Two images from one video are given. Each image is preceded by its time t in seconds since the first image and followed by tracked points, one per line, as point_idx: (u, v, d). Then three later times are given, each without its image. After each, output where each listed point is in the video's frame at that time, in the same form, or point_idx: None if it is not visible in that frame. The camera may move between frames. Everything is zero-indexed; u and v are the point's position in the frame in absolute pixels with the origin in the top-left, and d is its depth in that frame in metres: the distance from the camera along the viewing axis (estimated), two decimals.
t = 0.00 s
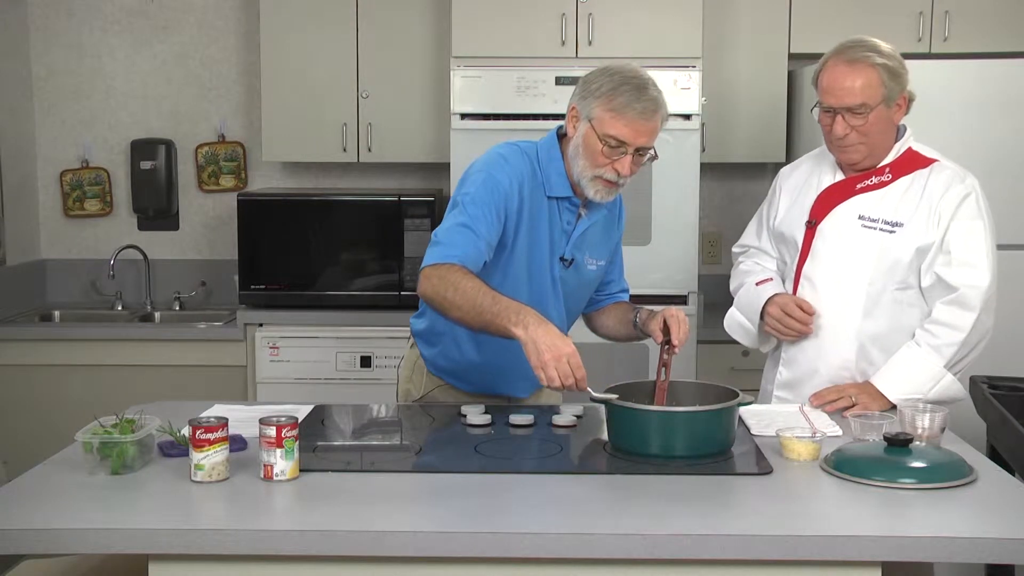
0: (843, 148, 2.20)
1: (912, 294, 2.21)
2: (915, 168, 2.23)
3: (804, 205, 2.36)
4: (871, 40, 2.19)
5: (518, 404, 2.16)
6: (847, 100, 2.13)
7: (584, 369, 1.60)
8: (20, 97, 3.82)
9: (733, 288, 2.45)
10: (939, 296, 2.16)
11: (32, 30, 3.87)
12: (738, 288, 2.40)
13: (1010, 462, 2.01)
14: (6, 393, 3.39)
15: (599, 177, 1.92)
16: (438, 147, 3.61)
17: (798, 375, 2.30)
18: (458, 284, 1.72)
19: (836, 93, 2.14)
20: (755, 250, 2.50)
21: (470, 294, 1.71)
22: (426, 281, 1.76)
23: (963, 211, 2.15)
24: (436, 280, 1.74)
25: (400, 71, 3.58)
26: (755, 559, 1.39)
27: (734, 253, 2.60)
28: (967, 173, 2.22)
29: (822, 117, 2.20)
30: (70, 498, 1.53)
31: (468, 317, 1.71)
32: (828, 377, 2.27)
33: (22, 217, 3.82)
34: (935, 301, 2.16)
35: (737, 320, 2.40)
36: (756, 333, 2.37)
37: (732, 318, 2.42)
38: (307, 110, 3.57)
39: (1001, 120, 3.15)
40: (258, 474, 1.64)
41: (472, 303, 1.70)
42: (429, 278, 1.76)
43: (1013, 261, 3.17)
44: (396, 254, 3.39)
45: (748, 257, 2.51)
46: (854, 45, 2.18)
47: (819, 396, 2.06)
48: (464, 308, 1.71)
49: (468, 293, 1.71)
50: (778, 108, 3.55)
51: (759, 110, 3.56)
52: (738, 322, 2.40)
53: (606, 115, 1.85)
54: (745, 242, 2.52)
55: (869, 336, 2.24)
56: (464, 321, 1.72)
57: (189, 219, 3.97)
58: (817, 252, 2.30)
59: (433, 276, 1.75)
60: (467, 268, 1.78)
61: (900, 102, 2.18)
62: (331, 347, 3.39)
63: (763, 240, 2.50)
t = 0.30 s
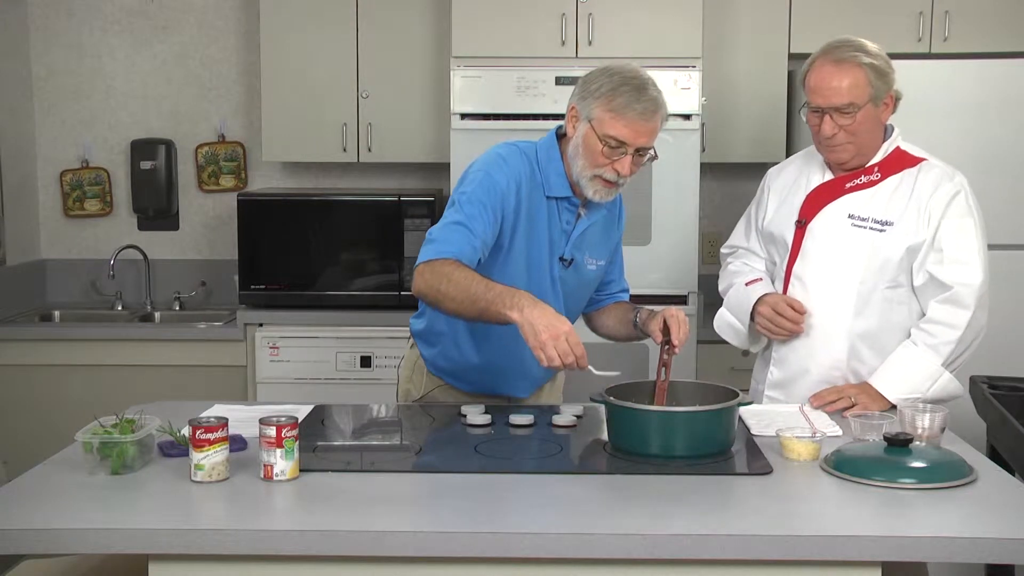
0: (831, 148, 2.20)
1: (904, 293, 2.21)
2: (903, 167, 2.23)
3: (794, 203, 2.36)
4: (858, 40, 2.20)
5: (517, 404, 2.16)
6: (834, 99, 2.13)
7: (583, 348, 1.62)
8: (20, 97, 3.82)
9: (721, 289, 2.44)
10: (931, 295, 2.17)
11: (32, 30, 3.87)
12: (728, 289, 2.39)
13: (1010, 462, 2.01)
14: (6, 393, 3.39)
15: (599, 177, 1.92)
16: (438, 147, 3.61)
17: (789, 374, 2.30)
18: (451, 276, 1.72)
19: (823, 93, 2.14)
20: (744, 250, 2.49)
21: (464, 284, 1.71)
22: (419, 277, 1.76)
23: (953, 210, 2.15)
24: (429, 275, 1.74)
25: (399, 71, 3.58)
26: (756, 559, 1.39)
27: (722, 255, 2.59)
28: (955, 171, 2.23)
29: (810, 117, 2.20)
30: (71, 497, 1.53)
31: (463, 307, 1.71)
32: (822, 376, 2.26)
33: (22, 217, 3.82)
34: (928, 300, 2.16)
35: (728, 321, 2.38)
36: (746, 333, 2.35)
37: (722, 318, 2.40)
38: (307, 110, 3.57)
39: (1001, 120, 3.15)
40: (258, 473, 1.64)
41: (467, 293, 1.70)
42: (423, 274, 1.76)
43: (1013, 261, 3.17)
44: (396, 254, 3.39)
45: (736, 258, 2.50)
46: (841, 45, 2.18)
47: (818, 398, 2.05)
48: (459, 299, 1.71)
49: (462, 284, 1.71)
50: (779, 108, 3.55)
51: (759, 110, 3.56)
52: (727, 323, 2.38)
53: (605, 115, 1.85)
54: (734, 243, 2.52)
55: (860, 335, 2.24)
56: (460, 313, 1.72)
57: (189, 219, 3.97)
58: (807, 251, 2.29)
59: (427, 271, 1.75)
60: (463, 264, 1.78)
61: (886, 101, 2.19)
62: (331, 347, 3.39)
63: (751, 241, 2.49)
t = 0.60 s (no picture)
0: (829, 147, 2.20)
1: (902, 292, 2.21)
2: (901, 167, 2.23)
3: (793, 203, 2.35)
4: (856, 39, 2.20)
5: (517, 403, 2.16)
6: (834, 97, 2.13)
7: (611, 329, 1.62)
8: (21, 97, 3.82)
9: (720, 289, 2.43)
10: (930, 295, 2.17)
11: (32, 30, 3.87)
12: (727, 289, 2.39)
13: (1010, 462, 2.01)
14: (6, 393, 3.39)
15: (597, 172, 1.92)
16: (438, 146, 3.61)
17: (787, 374, 2.30)
18: (463, 276, 1.72)
19: (823, 91, 2.14)
20: (743, 250, 2.48)
21: (477, 282, 1.70)
22: (430, 280, 1.76)
23: (952, 209, 2.15)
24: (439, 277, 1.74)
25: (399, 71, 3.58)
26: (756, 559, 1.39)
27: (721, 254, 2.58)
28: (953, 171, 2.23)
29: (809, 115, 2.20)
30: (71, 497, 1.53)
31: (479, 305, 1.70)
32: (821, 376, 2.26)
33: (22, 217, 3.82)
34: (926, 300, 2.16)
35: (726, 320, 2.38)
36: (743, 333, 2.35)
37: (720, 318, 2.40)
38: (307, 110, 3.57)
39: (1001, 120, 3.15)
40: (258, 473, 1.64)
41: (481, 291, 1.70)
42: (432, 277, 1.76)
43: (1013, 261, 3.17)
44: (396, 254, 3.39)
45: (734, 258, 2.50)
46: (839, 44, 2.19)
47: (817, 398, 2.05)
48: (472, 297, 1.71)
49: (474, 282, 1.71)
50: (778, 108, 3.55)
51: (758, 110, 3.56)
52: (725, 323, 2.38)
53: (600, 109, 1.85)
54: (733, 243, 2.51)
55: (859, 335, 2.24)
56: (477, 311, 1.72)
57: (189, 219, 3.97)
58: (805, 250, 2.29)
59: (436, 274, 1.75)
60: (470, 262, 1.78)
61: (885, 100, 2.19)
62: (331, 347, 3.39)
63: (749, 240, 2.49)
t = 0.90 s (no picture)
0: (833, 143, 2.20)
1: (905, 292, 2.20)
2: (905, 166, 2.24)
3: (797, 202, 2.36)
4: (862, 37, 2.20)
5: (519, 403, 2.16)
6: (839, 93, 2.13)
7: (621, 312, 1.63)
8: (20, 97, 3.82)
9: (727, 289, 2.43)
10: (933, 294, 2.16)
11: (32, 30, 3.87)
12: (733, 290, 2.39)
13: (1010, 461, 2.01)
14: (6, 392, 3.39)
15: (584, 159, 1.92)
16: (438, 147, 3.61)
17: (791, 375, 2.30)
18: (466, 273, 1.73)
19: (829, 87, 2.14)
20: (749, 251, 2.48)
21: (482, 278, 1.71)
22: (433, 279, 1.76)
23: (955, 208, 2.15)
24: (442, 275, 1.75)
25: (399, 70, 3.58)
26: (756, 559, 1.39)
27: (728, 256, 2.58)
28: (958, 170, 2.23)
29: (813, 111, 2.20)
30: (71, 497, 1.53)
31: (485, 299, 1.71)
32: (824, 377, 2.26)
33: (22, 217, 3.82)
34: (929, 299, 2.16)
35: (732, 322, 2.37)
36: (749, 334, 2.34)
37: (726, 319, 2.39)
38: (308, 110, 3.57)
39: (1001, 120, 3.15)
40: (258, 473, 1.64)
41: (485, 286, 1.71)
42: (434, 276, 1.76)
43: (1013, 261, 3.17)
44: (396, 254, 3.39)
45: (741, 259, 2.49)
46: (844, 41, 2.19)
47: (816, 400, 2.05)
48: (477, 293, 1.71)
49: (478, 278, 1.71)
50: (778, 107, 3.55)
51: (758, 110, 3.56)
52: (731, 324, 2.37)
53: (583, 96, 1.86)
54: (739, 244, 2.51)
55: (862, 334, 2.23)
56: (482, 306, 1.72)
57: (189, 219, 3.97)
58: (810, 250, 2.29)
59: (438, 272, 1.76)
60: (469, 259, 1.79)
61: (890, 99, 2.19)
62: (331, 347, 3.39)
63: (755, 241, 2.49)
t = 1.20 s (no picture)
0: (843, 142, 2.19)
1: (918, 294, 2.20)
2: (919, 167, 2.22)
3: (810, 204, 2.35)
4: (874, 37, 2.20)
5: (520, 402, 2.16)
6: (848, 92, 2.13)
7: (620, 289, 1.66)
8: (20, 97, 3.82)
9: (741, 290, 2.43)
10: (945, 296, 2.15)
11: (32, 30, 3.87)
12: (748, 291, 2.39)
13: (1010, 461, 2.01)
14: (6, 393, 3.39)
15: (567, 143, 1.93)
16: (438, 147, 3.61)
17: (804, 378, 2.30)
18: (465, 258, 1.73)
19: (839, 85, 2.14)
20: (764, 252, 2.48)
21: (483, 261, 1.72)
22: (430, 267, 1.76)
23: (968, 210, 2.13)
24: (441, 262, 1.75)
25: (400, 71, 3.58)
26: (756, 559, 1.39)
27: (744, 257, 2.58)
28: (972, 171, 2.21)
29: (824, 111, 2.20)
30: (70, 497, 1.53)
31: (485, 283, 1.72)
32: (836, 380, 2.25)
33: (22, 217, 3.82)
34: (941, 302, 2.15)
35: (746, 323, 2.38)
36: (763, 336, 2.35)
37: (741, 320, 2.40)
38: (308, 110, 3.57)
39: (1001, 120, 3.15)
40: (257, 473, 1.64)
41: (484, 269, 1.71)
42: (431, 263, 1.76)
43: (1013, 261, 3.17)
44: (396, 254, 3.39)
45: (756, 260, 2.49)
46: (856, 41, 2.19)
47: (818, 400, 2.05)
48: (477, 278, 1.72)
49: (477, 261, 1.72)
50: (778, 107, 3.55)
51: (759, 110, 3.56)
52: (746, 326, 2.38)
53: (561, 80, 1.89)
54: (754, 245, 2.51)
55: (874, 337, 2.23)
56: (480, 290, 1.73)
57: (189, 219, 3.97)
58: (823, 253, 2.29)
59: (436, 259, 1.76)
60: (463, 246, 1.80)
61: (903, 99, 2.18)
62: (331, 347, 3.39)
63: (771, 242, 2.48)
